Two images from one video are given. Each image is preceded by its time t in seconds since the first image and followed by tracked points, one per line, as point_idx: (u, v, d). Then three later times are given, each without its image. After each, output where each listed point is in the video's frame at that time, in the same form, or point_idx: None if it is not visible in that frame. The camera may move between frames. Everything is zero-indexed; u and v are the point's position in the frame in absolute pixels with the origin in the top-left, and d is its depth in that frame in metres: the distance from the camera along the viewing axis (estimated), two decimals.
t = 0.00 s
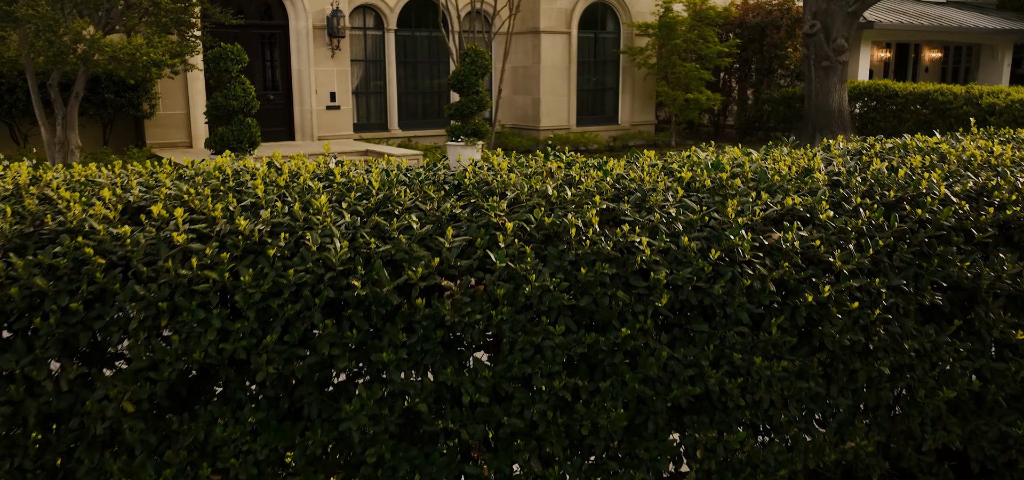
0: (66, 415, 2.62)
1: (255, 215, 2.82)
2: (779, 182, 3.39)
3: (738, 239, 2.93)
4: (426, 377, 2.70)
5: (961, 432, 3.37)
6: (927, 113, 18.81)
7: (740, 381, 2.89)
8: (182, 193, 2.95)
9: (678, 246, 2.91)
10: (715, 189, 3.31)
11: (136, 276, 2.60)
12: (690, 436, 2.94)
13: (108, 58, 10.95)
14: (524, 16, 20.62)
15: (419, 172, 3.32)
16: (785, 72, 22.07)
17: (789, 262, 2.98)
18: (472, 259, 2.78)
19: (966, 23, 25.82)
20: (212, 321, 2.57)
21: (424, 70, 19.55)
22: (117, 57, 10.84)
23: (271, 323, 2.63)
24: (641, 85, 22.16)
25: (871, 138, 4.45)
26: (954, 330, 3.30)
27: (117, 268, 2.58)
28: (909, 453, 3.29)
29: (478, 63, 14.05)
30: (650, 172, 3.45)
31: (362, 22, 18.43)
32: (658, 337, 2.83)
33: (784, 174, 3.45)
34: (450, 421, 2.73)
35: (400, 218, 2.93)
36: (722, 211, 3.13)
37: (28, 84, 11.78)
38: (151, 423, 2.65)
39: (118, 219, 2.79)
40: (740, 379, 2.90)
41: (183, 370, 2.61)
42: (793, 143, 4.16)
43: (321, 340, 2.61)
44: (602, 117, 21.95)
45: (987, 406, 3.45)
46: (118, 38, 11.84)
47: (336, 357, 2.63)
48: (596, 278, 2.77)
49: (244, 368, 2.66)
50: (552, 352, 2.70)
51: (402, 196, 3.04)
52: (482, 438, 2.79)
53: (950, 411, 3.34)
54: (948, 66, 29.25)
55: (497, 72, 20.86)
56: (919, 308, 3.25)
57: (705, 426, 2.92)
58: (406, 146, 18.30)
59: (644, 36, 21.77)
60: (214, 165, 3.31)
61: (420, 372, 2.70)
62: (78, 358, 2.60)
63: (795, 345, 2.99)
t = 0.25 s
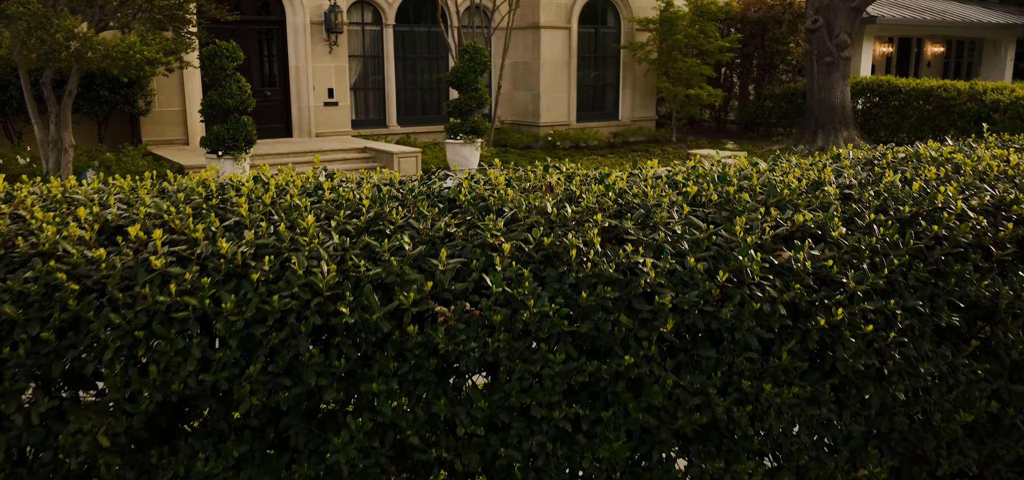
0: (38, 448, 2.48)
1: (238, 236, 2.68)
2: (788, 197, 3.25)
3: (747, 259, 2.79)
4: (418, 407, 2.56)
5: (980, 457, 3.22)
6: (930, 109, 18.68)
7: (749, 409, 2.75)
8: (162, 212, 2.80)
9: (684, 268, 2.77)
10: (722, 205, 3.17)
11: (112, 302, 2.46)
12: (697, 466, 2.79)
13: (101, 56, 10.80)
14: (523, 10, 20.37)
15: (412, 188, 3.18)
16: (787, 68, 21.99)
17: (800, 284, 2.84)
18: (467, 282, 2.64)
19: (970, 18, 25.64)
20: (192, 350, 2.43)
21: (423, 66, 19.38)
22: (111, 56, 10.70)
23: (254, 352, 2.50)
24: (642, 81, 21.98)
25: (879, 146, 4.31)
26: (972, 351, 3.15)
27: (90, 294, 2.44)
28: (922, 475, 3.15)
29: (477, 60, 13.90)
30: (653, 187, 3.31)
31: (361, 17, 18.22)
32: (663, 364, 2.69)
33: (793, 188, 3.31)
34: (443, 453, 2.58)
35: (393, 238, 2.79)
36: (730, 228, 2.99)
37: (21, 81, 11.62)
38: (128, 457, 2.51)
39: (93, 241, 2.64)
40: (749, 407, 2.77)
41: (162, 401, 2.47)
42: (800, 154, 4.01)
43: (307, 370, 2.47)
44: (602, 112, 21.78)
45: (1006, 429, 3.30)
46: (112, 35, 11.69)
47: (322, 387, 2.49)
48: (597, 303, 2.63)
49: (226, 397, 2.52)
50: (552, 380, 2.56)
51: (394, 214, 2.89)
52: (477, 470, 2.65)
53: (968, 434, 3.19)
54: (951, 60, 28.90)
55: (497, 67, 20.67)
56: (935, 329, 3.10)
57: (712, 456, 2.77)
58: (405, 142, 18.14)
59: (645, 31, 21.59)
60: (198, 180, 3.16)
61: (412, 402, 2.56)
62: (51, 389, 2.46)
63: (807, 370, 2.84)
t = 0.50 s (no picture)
0: None
1: (222, 260, 2.54)
2: (799, 213, 3.11)
3: (756, 282, 2.65)
4: (411, 440, 2.43)
5: None
6: (933, 105, 18.55)
7: (759, 440, 2.61)
8: (142, 233, 2.67)
9: (691, 292, 2.64)
10: (729, 222, 3.03)
11: (86, 333, 2.32)
12: None
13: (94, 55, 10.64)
14: (523, 5, 20.18)
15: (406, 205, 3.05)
16: (789, 63, 21.84)
17: (813, 308, 2.70)
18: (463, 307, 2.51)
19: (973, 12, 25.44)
20: (170, 384, 2.29)
21: (421, 62, 19.20)
22: (104, 54, 10.54)
23: (237, 384, 2.36)
24: (642, 76, 21.82)
25: (889, 155, 4.18)
26: (991, 374, 3.02)
27: (63, 323, 2.31)
28: None
29: (476, 57, 13.73)
30: (658, 202, 3.17)
31: (359, 12, 18.03)
32: (669, 394, 2.55)
33: (804, 203, 3.17)
34: None
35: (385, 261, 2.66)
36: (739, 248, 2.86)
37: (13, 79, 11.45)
38: None
39: (68, 267, 2.51)
40: (758, 438, 2.64)
41: (139, 436, 2.34)
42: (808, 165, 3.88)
43: (293, 403, 2.34)
44: (602, 108, 21.62)
45: None
46: (105, 32, 11.51)
47: (309, 421, 2.36)
48: (599, 330, 2.50)
49: (208, 430, 2.39)
50: (551, 412, 2.43)
51: (388, 234, 2.76)
52: None
53: (986, 460, 3.05)
54: (954, 54, 28.62)
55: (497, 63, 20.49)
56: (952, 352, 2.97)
57: None
58: (404, 139, 17.99)
59: (645, 26, 21.41)
60: (182, 198, 3.02)
61: (404, 435, 2.43)
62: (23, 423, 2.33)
63: (819, 397, 2.71)
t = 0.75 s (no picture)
0: None
1: (208, 286, 2.41)
2: (812, 230, 2.99)
3: (770, 308, 2.52)
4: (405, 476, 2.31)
5: None
6: (937, 101, 18.44)
7: (774, 473, 2.48)
8: (124, 255, 2.54)
9: (702, 318, 2.50)
10: (740, 241, 2.91)
11: (63, 365, 2.19)
12: None
13: (88, 53, 10.48)
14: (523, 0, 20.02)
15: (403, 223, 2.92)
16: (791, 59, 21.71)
17: (829, 334, 2.57)
18: (462, 335, 2.37)
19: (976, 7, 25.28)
20: (151, 420, 2.17)
21: (421, 58, 19.04)
22: (98, 52, 10.39)
23: (223, 418, 2.24)
24: (643, 71, 21.66)
25: (905, 165, 4.06)
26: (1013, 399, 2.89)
27: (38, 355, 2.18)
28: None
29: (476, 53, 13.56)
30: (665, 219, 3.05)
31: (357, 8, 17.86)
32: (680, 426, 2.42)
33: (817, 219, 3.05)
34: None
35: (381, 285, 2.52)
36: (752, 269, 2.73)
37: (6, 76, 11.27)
38: None
39: (46, 291, 2.39)
40: (773, 470, 2.51)
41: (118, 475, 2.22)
42: (818, 177, 3.74)
43: (283, 439, 2.22)
44: (603, 104, 21.48)
45: None
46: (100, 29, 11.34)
47: (297, 458, 2.23)
48: (606, 359, 2.37)
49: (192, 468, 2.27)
50: (555, 447, 2.31)
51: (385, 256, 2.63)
52: None
53: None
54: (957, 49, 28.53)
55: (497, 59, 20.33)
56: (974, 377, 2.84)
57: None
58: (403, 135, 17.82)
59: (646, 21, 21.27)
60: (167, 216, 2.91)
61: (400, 471, 2.30)
62: None
63: (836, 427, 2.58)
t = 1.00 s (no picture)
0: None
1: (195, 318, 2.45)
2: (828, 251, 2.93)
3: (787, 337, 2.41)
4: None
5: None
6: (941, 98, 18.26)
7: None
8: (109, 283, 2.64)
9: (716, 348, 2.41)
10: (754, 262, 2.84)
11: (42, 404, 2.27)
12: None
13: (83, 52, 10.35)
14: None
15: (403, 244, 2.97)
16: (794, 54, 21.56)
17: (849, 364, 2.45)
18: (464, 369, 2.35)
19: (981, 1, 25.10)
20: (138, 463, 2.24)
21: (420, 53, 18.89)
22: (93, 51, 10.26)
23: (210, 460, 2.29)
24: (645, 67, 21.50)
25: (917, 184, 4.04)
26: None
27: (16, 394, 2.25)
28: None
29: (477, 51, 13.42)
30: (674, 240, 3.01)
31: (357, 3, 17.69)
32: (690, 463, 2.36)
33: (834, 240, 2.99)
34: None
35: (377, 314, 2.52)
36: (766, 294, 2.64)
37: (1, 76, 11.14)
38: None
39: (25, 321, 2.49)
40: None
41: None
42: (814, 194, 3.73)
43: None
44: (604, 100, 21.35)
45: None
46: (96, 27, 11.20)
47: None
48: (614, 394, 2.33)
49: None
50: None
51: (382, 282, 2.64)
52: None
53: None
54: (959, 44, 28.41)
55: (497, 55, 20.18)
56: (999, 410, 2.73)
57: None
58: (402, 132, 17.70)
59: (647, 17, 21.12)
60: (154, 240, 3.05)
61: None
62: None
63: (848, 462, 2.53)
